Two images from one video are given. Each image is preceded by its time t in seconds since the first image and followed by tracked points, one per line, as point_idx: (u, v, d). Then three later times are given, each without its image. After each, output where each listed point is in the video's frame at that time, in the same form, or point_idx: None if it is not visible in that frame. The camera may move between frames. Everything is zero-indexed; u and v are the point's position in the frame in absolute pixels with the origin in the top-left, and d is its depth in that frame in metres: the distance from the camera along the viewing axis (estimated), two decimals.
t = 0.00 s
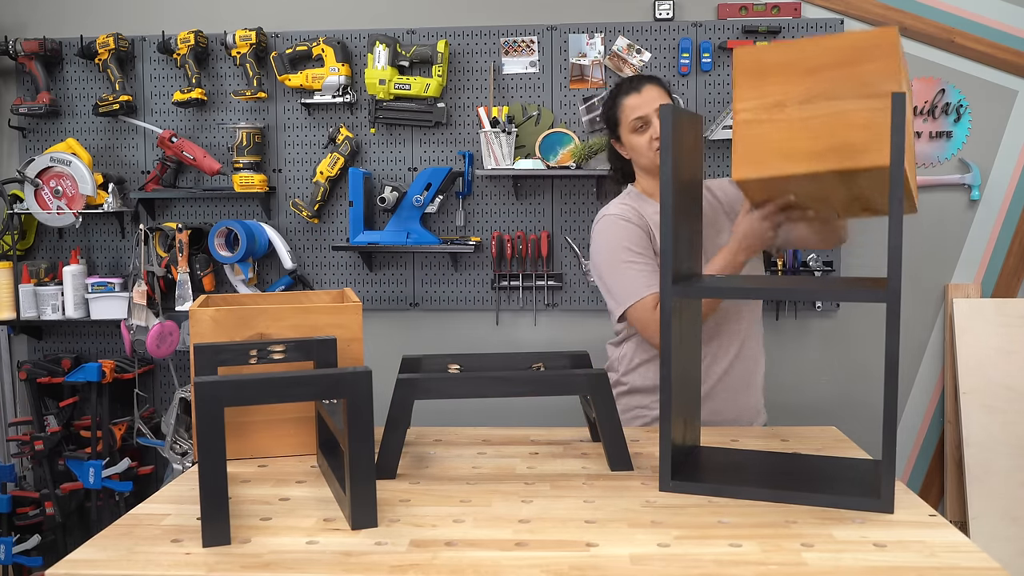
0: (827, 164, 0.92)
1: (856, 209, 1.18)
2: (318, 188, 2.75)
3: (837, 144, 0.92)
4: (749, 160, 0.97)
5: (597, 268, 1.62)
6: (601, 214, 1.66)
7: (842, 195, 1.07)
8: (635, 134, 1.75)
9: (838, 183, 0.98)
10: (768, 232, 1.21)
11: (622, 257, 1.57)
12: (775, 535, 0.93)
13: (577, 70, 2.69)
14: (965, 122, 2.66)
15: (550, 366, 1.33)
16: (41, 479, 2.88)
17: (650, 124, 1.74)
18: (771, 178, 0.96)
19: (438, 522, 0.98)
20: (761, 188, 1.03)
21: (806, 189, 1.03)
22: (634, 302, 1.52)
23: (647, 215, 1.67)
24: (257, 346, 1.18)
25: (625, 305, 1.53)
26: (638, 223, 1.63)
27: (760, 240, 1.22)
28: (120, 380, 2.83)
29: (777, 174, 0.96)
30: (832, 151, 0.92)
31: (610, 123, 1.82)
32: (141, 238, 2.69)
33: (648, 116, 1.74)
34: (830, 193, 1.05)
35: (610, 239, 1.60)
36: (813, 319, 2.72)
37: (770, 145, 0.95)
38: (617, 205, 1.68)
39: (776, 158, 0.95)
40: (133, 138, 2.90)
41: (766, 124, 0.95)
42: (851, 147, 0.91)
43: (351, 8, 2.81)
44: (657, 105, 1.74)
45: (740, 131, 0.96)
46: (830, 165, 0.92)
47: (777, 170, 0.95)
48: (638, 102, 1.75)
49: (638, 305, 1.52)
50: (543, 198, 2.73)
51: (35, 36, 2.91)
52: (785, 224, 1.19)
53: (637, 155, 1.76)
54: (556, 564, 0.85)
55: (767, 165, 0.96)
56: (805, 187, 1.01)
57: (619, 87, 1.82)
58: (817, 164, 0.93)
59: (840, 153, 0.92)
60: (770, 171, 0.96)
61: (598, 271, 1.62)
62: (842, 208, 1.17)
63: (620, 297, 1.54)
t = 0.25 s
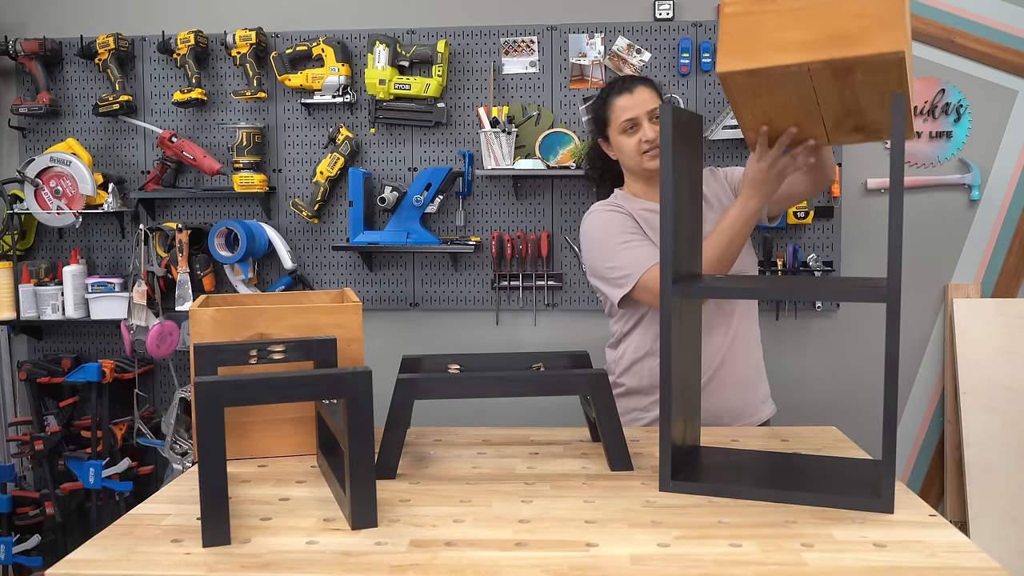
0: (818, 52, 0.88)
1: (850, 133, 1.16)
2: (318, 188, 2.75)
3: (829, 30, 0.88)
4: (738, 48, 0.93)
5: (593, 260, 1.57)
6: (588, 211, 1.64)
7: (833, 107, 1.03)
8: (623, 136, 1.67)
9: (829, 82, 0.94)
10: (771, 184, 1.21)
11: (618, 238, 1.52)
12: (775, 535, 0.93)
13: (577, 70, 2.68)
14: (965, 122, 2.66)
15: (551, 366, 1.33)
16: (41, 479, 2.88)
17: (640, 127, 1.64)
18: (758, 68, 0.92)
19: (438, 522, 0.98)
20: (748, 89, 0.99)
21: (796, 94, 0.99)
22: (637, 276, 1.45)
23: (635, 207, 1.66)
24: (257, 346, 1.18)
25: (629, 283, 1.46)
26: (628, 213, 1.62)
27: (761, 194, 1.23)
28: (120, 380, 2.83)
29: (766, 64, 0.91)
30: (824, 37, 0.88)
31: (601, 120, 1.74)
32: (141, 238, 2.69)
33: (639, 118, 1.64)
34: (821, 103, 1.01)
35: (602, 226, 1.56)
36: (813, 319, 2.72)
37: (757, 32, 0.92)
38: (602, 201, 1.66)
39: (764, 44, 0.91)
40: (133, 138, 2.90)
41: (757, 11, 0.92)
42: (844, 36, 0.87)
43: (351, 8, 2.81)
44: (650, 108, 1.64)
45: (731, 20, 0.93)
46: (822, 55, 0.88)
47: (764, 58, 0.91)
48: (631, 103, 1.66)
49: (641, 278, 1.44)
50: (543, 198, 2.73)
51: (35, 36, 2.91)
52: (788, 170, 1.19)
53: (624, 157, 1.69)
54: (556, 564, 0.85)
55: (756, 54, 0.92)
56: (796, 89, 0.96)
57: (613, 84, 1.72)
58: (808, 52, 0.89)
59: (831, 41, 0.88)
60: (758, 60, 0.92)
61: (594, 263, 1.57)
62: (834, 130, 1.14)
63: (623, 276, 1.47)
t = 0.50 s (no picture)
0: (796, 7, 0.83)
1: (838, 98, 1.09)
2: (318, 188, 2.75)
3: None
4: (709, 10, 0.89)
5: (585, 257, 1.56)
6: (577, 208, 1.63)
7: (817, 68, 0.97)
8: (614, 127, 1.65)
9: (810, 39, 0.88)
10: (764, 158, 1.21)
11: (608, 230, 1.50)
12: (775, 535, 0.93)
13: (577, 70, 2.68)
14: (965, 122, 2.66)
15: (551, 366, 1.33)
16: (41, 479, 2.88)
17: (631, 118, 1.64)
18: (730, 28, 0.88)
19: (438, 522, 0.98)
20: (723, 54, 0.94)
21: (776, 56, 0.93)
22: (630, 265, 1.42)
23: (624, 200, 1.64)
24: (257, 346, 1.18)
25: (624, 271, 1.43)
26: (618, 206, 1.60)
27: (755, 169, 1.23)
28: (120, 380, 2.83)
29: (738, 22, 0.87)
30: None
31: (591, 114, 1.73)
32: (141, 238, 2.69)
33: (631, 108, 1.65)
34: (804, 65, 0.95)
35: (592, 222, 1.55)
36: (812, 319, 2.72)
37: None
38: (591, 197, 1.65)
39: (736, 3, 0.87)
40: (133, 138, 2.90)
41: None
42: None
43: (351, 8, 2.81)
44: (640, 100, 1.65)
45: None
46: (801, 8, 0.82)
47: (736, 17, 0.87)
48: (622, 95, 1.67)
49: (634, 266, 1.41)
50: (543, 198, 2.73)
51: (35, 36, 2.91)
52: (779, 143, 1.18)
53: (612, 149, 1.67)
54: (556, 564, 0.85)
55: (728, 14, 0.87)
56: (776, 49, 0.91)
57: (603, 78, 1.73)
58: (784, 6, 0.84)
59: None
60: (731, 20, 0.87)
61: (586, 258, 1.55)
62: (820, 95, 1.07)
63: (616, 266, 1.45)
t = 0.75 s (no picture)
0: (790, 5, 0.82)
1: (822, 102, 1.08)
2: (318, 188, 2.75)
3: None
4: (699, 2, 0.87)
5: (577, 260, 1.55)
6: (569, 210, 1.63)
7: (805, 69, 0.96)
8: (622, 115, 1.61)
9: (800, 40, 0.87)
10: (747, 153, 1.20)
11: (600, 231, 1.49)
12: (775, 535, 0.93)
13: (576, 70, 2.68)
14: (965, 122, 2.66)
15: (550, 366, 1.33)
16: (41, 479, 2.88)
17: (642, 108, 1.60)
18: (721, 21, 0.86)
19: (438, 522, 0.98)
20: (710, 49, 0.92)
21: (764, 53, 0.92)
22: (622, 265, 1.40)
23: (617, 198, 1.63)
24: (257, 346, 1.18)
25: (614, 272, 1.43)
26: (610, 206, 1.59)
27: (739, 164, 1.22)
28: (120, 380, 2.83)
29: (730, 15, 0.85)
30: None
31: (597, 100, 1.68)
32: (141, 238, 2.69)
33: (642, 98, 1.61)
34: (792, 66, 0.95)
35: (583, 223, 1.54)
36: (812, 320, 2.72)
37: None
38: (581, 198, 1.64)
39: None
40: (133, 138, 2.90)
41: None
42: None
43: (351, 7, 2.80)
44: (651, 91, 1.62)
45: None
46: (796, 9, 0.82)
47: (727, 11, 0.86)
48: (634, 84, 1.63)
49: (625, 268, 1.40)
50: (543, 198, 2.73)
51: (35, 36, 2.91)
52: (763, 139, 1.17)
53: (616, 137, 1.63)
54: (556, 564, 0.85)
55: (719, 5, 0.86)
56: (764, 48, 0.90)
57: (613, 67, 1.69)
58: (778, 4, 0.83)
59: None
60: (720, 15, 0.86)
61: (577, 258, 1.55)
62: (805, 98, 1.07)
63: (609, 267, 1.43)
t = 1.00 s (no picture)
0: (781, 33, 0.83)
1: (812, 108, 1.10)
2: (318, 188, 2.74)
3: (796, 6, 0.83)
4: (689, 24, 0.88)
5: (579, 262, 1.55)
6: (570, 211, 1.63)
7: (794, 85, 0.98)
8: (627, 111, 1.60)
9: (791, 62, 0.89)
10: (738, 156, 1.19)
11: (601, 235, 1.49)
12: (775, 535, 0.93)
13: (576, 70, 2.68)
14: (965, 122, 2.66)
15: (550, 366, 1.33)
16: (41, 479, 2.88)
17: (646, 105, 1.60)
18: (710, 47, 0.86)
19: (438, 522, 0.98)
20: (700, 68, 0.93)
21: (755, 73, 0.93)
22: (622, 271, 1.40)
23: (619, 198, 1.63)
24: (257, 346, 1.18)
25: (615, 278, 1.43)
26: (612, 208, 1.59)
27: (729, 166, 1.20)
28: (120, 380, 2.83)
29: (720, 40, 0.86)
30: (792, 14, 0.83)
31: (602, 97, 1.68)
32: (141, 238, 2.69)
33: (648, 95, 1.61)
34: (783, 82, 0.96)
35: (584, 226, 1.54)
36: (812, 320, 2.72)
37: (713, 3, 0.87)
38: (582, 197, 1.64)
39: (720, 20, 0.86)
40: (133, 138, 2.90)
41: None
42: (815, 15, 0.82)
43: (351, 7, 2.80)
44: (657, 89, 1.62)
45: None
46: (787, 38, 0.83)
47: (717, 35, 0.86)
48: (639, 81, 1.62)
49: (625, 274, 1.40)
50: (543, 198, 2.73)
51: (35, 36, 2.91)
52: (753, 143, 1.17)
53: (619, 134, 1.62)
54: (556, 564, 0.85)
55: (709, 31, 0.86)
56: (755, 68, 0.91)
57: (619, 66, 1.70)
58: (768, 31, 0.84)
59: (799, 19, 0.83)
60: (710, 38, 0.86)
61: (578, 262, 1.55)
62: (795, 106, 1.09)
63: (609, 272, 1.43)
